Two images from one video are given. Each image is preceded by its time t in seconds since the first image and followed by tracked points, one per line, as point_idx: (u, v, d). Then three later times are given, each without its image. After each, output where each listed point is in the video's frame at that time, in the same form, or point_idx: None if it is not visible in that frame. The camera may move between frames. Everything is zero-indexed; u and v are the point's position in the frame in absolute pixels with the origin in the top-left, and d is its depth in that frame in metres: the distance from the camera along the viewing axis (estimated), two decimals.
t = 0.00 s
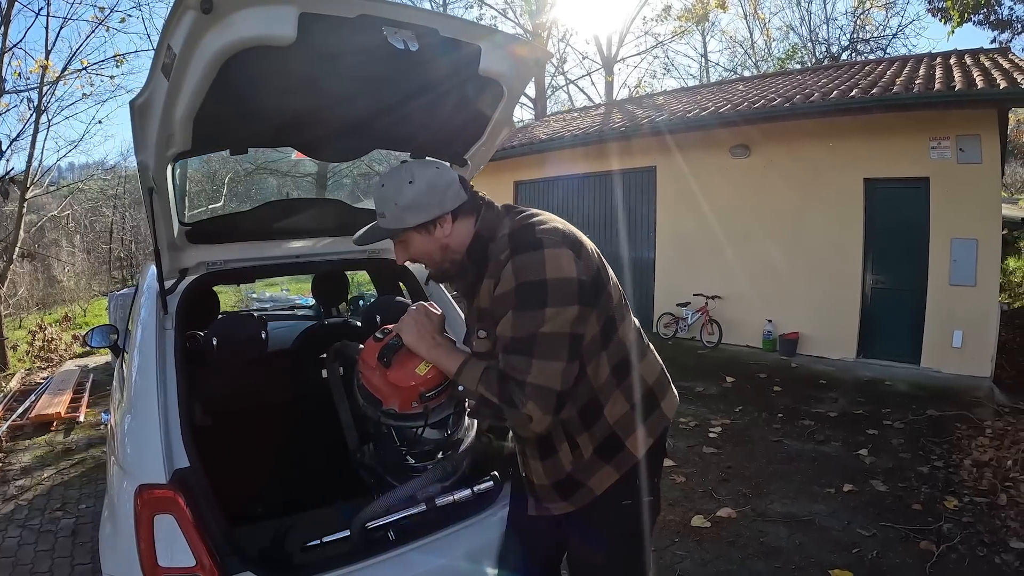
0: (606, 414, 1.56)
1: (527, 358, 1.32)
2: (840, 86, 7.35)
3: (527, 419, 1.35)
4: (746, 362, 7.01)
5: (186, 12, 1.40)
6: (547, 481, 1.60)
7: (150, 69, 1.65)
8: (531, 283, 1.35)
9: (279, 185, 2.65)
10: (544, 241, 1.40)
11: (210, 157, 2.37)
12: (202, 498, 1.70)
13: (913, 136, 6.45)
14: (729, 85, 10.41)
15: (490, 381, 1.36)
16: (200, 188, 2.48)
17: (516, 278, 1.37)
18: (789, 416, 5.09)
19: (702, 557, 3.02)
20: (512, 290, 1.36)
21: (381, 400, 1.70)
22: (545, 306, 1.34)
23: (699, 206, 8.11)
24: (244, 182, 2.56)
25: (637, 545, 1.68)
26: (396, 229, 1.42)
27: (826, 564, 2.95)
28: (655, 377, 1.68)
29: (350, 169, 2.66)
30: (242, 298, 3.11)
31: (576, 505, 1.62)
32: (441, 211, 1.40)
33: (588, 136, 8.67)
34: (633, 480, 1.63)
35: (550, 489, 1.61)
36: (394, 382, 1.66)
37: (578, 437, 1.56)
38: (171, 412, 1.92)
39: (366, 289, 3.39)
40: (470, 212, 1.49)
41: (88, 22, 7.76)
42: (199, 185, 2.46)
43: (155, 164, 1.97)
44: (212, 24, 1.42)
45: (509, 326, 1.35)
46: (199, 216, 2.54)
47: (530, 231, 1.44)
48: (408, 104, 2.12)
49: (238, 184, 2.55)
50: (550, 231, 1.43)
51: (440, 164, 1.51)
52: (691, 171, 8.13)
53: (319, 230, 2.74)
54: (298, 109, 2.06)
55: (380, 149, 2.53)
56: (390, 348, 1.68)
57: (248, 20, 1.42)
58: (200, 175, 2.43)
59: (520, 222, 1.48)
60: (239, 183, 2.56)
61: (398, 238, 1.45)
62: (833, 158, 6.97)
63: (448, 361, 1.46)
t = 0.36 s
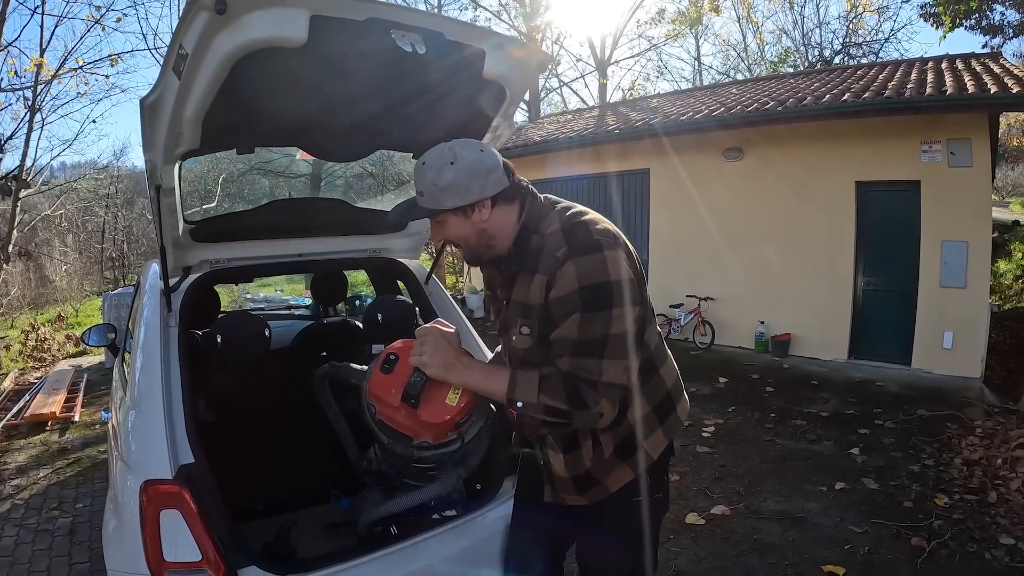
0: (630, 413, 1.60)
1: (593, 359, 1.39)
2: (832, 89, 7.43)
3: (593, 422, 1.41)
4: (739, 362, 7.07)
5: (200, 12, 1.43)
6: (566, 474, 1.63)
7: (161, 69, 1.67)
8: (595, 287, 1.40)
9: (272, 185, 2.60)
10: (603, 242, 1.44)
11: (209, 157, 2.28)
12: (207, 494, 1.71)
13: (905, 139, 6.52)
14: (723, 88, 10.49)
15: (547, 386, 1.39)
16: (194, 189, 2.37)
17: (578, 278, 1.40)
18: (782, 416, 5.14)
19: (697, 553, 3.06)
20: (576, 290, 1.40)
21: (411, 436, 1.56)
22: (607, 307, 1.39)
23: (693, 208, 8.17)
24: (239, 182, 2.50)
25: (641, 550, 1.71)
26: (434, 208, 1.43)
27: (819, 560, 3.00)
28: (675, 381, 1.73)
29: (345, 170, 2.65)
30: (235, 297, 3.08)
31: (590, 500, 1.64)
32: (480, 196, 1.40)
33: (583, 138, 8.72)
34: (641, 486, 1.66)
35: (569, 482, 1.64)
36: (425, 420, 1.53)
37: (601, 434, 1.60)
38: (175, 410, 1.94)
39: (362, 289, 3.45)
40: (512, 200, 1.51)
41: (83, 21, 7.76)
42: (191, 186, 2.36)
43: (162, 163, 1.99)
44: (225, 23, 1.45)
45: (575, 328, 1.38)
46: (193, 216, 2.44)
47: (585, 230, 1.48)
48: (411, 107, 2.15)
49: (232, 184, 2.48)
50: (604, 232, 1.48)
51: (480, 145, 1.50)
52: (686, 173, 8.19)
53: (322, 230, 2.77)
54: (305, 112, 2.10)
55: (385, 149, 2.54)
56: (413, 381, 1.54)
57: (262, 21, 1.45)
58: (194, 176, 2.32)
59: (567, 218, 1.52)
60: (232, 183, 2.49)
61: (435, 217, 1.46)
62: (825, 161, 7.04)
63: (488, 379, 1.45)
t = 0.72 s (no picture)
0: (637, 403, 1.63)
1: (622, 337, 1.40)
2: (830, 90, 7.46)
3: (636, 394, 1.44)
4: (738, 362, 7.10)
5: (207, 18, 1.45)
6: (575, 463, 1.65)
7: (167, 73, 1.69)
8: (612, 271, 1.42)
9: (271, 184, 2.61)
10: (611, 230, 1.48)
11: (211, 157, 2.33)
12: (211, 491, 1.73)
13: (903, 140, 6.56)
14: (721, 88, 10.52)
15: (589, 373, 1.40)
16: (194, 189, 2.38)
17: (595, 265, 1.42)
18: (779, 415, 5.17)
19: (695, 550, 3.09)
20: (596, 275, 1.42)
21: (448, 460, 1.48)
22: (627, 288, 1.41)
23: (692, 208, 8.21)
24: (239, 182, 2.52)
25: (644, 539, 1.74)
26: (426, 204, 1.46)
27: (815, 557, 3.03)
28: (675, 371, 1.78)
29: (344, 171, 2.69)
30: (235, 296, 3.16)
31: (597, 490, 1.66)
32: (470, 192, 1.42)
33: (582, 138, 8.75)
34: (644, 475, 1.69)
35: (578, 471, 1.65)
36: (465, 445, 1.45)
37: (609, 423, 1.62)
38: (179, 408, 1.96)
39: (363, 289, 3.48)
40: (504, 196, 1.52)
41: (84, 22, 7.78)
42: (192, 186, 2.38)
43: (168, 164, 2.01)
44: (232, 29, 1.48)
45: (601, 313, 1.40)
46: (194, 216, 2.47)
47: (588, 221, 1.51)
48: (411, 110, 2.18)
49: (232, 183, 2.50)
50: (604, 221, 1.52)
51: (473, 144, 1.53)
52: (684, 173, 8.21)
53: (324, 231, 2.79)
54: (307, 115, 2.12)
55: (388, 150, 2.57)
56: (449, 407, 1.44)
57: (269, 25, 1.48)
58: (195, 176, 2.35)
59: (564, 210, 1.56)
60: (231, 183, 2.51)
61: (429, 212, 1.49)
62: (823, 161, 7.08)
63: (526, 383, 1.43)
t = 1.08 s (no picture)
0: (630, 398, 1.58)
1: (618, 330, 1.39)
2: (829, 90, 7.46)
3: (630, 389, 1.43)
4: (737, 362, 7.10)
5: (208, 20, 1.45)
6: (561, 454, 1.62)
7: (168, 74, 1.69)
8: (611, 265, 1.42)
9: (271, 185, 2.61)
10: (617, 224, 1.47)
11: (211, 157, 2.32)
12: (211, 490, 1.74)
13: (902, 140, 6.56)
14: (721, 88, 10.52)
15: (583, 370, 1.39)
16: (194, 189, 2.38)
17: (600, 257, 1.42)
18: (778, 415, 5.18)
19: (694, 550, 3.10)
20: (600, 267, 1.41)
21: (445, 463, 1.53)
22: (624, 285, 1.41)
23: (690, 208, 8.21)
24: (238, 182, 2.51)
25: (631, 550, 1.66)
26: (468, 169, 1.39)
27: (814, 557, 3.04)
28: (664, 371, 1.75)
29: (344, 171, 2.67)
30: (235, 296, 3.19)
31: (582, 482, 1.62)
32: (514, 159, 1.42)
33: (581, 138, 8.75)
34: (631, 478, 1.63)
35: (563, 462, 1.62)
36: (459, 447, 1.49)
37: (598, 417, 1.58)
38: (179, 408, 1.97)
39: (363, 289, 3.50)
40: (525, 176, 1.54)
41: (84, 22, 7.78)
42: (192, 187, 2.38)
43: (169, 165, 2.01)
44: (232, 30, 1.48)
45: (601, 304, 1.39)
46: (194, 216, 2.47)
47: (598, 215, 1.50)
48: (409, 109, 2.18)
49: (231, 183, 2.49)
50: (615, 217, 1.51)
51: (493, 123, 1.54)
52: (683, 173, 8.21)
53: (323, 231, 2.80)
54: (307, 115, 2.12)
55: (389, 151, 2.56)
56: (443, 412, 1.48)
57: (268, 27, 1.49)
58: (195, 176, 2.34)
59: (574, 201, 1.55)
60: (231, 183, 2.50)
61: (467, 181, 1.41)
62: (822, 161, 7.08)
63: (520, 383, 1.40)
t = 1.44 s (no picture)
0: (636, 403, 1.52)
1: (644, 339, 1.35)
2: (829, 90, 7.46)
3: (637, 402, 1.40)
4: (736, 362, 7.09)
5: (203, 19, 1.44)
6: (562, 453, 1.58)
7: (164, 73, 1.67)
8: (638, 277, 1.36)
9: (269, 185, 2.58)
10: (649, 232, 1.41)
11: (209, 157, 2.27)
12: (208, 493, 1.72)
13: (902, 140, 6.55)
14: (720, 88, 10.51)
15: (596, 388, 1.34)
16: (192, 189, 2.35)
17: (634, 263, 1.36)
18: (777, 415, 5.17)
19: (693, 551, 3.09)
20: (631, 273, 1.35)
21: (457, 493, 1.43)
22: (660, 292, 1.35)
23: (689, 208, 8.20)
24: (235, 182, 2.48)
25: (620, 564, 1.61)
26: (548, 132, 1.42)
27: (814, 558, 3.03)
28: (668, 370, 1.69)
29: (342, 171, 2.62)
30: (234, 296, 3.13)
31: (580, 481, 1.59)
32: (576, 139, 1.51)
33: (580, 138, 8.74)
34: (627, 487, 1.58)
35: (563, 461, 1.59)
36: (472, 478, 1.41)
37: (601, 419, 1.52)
38: (176, 409, 1.96)
39: (360, 289, 3.47)
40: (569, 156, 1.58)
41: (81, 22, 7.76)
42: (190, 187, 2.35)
43: (165, 164, 1.99)
44: (227, 29, 1.47)
45: (627, 312, 1.33)
46: (192, 217, 2.45)
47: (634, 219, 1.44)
48: (407, 105, 2.16)
49: (229, 182, 2.46)
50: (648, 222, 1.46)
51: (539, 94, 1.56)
52: (682, 173, 8.19)
53: (320, 231, 2.83)
54: (305, 113, 2.10)
55: (386, 150, 2.53)
56: (454, 445, 1.39)
57: (264, 25, 1.47)
58: (193, 176, 2.30)
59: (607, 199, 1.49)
60: (229, 182, 2.47)
61: (541, 144, 1.44)
62: (822, 161, 7.06)
63: (533, 407, 1.33)
